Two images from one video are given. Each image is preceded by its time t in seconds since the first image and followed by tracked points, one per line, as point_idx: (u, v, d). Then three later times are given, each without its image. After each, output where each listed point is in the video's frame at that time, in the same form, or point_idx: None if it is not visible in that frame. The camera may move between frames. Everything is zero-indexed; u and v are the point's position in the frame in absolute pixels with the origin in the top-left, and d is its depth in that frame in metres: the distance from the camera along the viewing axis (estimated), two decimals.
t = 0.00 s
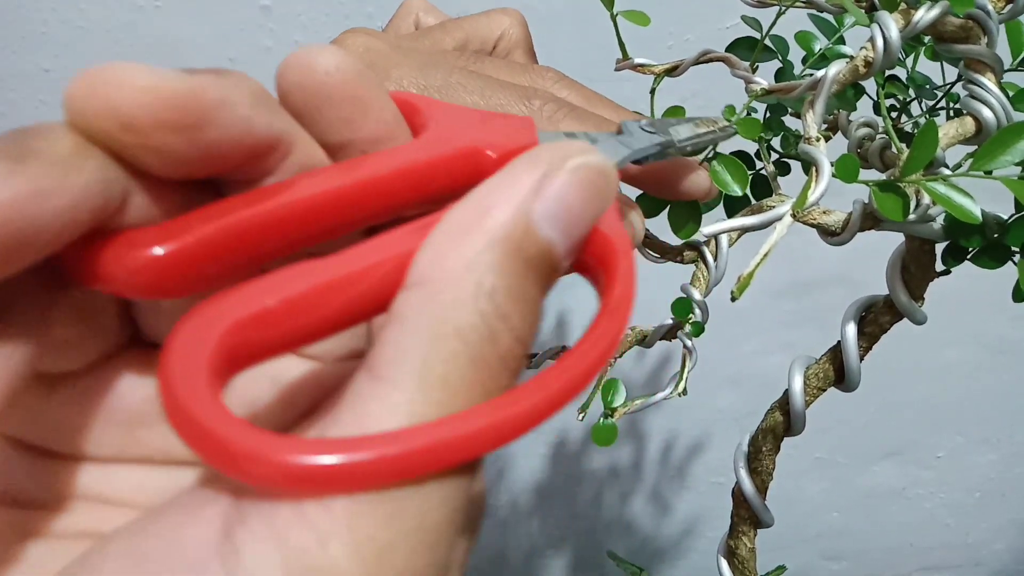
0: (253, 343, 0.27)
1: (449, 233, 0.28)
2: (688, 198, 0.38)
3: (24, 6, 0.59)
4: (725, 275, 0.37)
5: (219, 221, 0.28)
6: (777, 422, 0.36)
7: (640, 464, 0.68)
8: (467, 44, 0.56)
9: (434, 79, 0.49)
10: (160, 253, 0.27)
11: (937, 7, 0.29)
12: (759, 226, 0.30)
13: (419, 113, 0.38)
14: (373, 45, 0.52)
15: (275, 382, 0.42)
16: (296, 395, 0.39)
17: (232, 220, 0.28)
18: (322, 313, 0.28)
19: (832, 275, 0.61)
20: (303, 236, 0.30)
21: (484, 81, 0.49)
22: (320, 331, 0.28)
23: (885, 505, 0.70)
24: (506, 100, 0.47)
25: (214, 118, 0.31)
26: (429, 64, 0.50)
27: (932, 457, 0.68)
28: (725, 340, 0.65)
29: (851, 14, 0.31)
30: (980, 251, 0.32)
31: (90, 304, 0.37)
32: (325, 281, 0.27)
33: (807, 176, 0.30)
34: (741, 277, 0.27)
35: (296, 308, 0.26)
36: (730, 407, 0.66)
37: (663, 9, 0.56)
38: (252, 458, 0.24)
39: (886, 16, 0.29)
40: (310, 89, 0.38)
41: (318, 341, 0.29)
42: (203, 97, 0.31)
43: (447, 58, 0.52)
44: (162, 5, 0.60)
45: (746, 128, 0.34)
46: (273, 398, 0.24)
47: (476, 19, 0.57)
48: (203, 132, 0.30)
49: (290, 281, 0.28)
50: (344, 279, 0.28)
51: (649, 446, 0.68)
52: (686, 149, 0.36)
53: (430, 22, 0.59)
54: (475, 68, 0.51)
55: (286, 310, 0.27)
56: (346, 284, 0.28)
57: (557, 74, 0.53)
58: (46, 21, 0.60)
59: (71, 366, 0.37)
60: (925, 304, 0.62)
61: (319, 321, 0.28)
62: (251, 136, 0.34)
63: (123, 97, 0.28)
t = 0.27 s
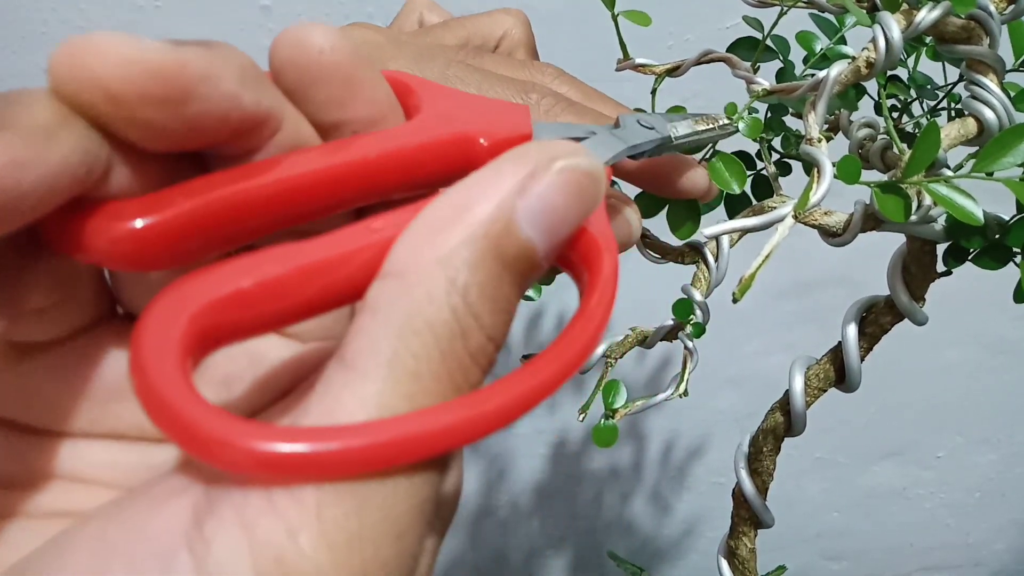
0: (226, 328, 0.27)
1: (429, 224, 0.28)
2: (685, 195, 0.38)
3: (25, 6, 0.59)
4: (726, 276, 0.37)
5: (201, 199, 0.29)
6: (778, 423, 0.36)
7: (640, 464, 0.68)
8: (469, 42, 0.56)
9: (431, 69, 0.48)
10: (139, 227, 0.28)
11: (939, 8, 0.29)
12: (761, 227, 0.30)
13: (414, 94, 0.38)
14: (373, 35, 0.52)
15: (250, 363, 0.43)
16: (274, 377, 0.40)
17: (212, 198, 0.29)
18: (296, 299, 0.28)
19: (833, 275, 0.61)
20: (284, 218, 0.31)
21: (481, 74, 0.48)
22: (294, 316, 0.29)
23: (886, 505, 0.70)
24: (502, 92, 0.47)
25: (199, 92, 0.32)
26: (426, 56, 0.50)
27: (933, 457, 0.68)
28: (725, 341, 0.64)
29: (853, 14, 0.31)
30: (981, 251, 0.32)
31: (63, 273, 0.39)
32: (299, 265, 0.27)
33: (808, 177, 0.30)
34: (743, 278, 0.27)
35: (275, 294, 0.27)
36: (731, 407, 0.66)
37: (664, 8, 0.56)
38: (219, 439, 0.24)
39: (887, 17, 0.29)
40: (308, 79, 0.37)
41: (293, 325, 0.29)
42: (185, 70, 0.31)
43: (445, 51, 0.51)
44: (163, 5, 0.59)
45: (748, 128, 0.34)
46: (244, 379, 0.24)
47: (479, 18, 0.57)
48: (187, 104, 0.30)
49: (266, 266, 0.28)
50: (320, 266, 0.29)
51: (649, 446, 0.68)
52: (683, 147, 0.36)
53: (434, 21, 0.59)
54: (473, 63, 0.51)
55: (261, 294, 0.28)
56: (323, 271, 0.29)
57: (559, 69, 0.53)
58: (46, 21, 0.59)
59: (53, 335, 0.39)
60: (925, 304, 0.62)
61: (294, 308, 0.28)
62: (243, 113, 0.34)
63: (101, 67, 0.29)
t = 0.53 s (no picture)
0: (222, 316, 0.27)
1: (429, 213, 0.28)
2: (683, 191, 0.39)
3: (25, 6, 0.58)
4: (726, 275, 0.37)
5: (197, 185, 0.29)
6: (778, 422, 0.36)
7: (640, 464, 0.69)
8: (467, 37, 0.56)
9: (428, 61, 0.48)
10: (137, 212, 0.28)
11: (940, 7, 0.29)
12: (761, 226, 0.30)
13: (414, 85, 0.38)
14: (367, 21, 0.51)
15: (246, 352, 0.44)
16: (269, 368, 0.40)
17: (208, 184, 0.29)
18: (293, 288, 0.28)
19: (833, 275, 0.61)
20: (281, 206, 0.31)
21: (479, 63, 0.48)
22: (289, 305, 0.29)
23: (885, 505, 0.70)
24: (501, 82, 0.47)
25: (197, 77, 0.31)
26: (423, 44, 0.50)
27: (932, 457, 0.68)
28: (725, 340, 0.64)
29: (854, 13, 0.31)
30: (981, 251, 0.32)
31: (63, 258, 0.39)
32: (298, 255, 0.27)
33: (809, 176, 0.30)
34: (744, 276, 0.27)
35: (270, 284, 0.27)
36: (731, 407, 0.66)
37: (664, 8, 0.56)
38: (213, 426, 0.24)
39: (888, 16, 0.29)
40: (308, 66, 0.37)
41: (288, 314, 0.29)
42: (184, 57, 0.31)
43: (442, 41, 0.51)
44: (163, 4, 0.59)
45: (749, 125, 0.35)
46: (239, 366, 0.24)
47: (479, 15, 0.57)
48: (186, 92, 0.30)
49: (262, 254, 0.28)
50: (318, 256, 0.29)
51: (649, 446, 0.68)
52: (682, 142, 0.37)
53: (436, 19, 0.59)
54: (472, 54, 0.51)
55: (258, 282, 0.28)
56: (320, 260, 0.29)
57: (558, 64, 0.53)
58: (47, 21, 0.59)
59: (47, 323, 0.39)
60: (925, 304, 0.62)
61: (289, 297, 0.28)
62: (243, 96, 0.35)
63: (99, 53, 0.28)
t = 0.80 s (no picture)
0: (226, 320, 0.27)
1: (436, 219, 0.29)
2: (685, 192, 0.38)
3: (25, 6, 0.58)
4: (726, 276, 0.37)
5: (201, 187, 0.29)
6: (778, 422, 0.36)
7: (640, 464, 0.68)
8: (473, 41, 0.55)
9: (429, 53, 0.48)
10: (138, 215, 0.28)
11: (940, 8, 0.29)
12: (761, 227, 0.30)
13: (416, 86, 0.38)
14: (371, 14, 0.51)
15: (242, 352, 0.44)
16: (274, 374, 0.40)
17: (212, 186, 0.29)
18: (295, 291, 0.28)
19: (833, 275, 0.61)
20: (286, 208, 0.31)
21: (481, 57, 0.48)
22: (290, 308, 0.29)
23: (885, 505, 0.70)
24: (502, 76, 0.47)
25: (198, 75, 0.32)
26: (426, 36, 0.50)
27: (932, 457, 0.68)
28: (726, 341, 0.64)
29: (854, 14, 0.31)
30: (981, 251, 0.32)
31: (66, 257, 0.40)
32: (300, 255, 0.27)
33: (809, 177, 0.29)
34: (743, 278, 0.27)
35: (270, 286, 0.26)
36: (730, 407, 0.66)
37: (665, 8, 0.56)
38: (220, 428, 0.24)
39: (888, 16, 0.29)
40: (313, 63, 0.38)
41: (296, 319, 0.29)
42: (186, 56, 0.31)
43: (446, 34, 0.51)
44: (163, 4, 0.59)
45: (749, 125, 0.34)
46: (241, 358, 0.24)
47: (487, 20, 0.56)
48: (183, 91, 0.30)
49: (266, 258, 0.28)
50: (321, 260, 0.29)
51: (649, 446, 0.68)
52: (684, 146, 0.36)
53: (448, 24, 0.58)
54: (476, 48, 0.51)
55: (267, 287, 0.28)
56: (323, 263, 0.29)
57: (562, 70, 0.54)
58: (47, 21, 0.59)
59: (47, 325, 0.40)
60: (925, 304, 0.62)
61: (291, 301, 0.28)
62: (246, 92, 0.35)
63: (100, 52, 0.29)
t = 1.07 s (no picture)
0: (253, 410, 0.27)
1: (479, 314, 0.28)
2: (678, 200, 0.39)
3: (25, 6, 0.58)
4: (724, 275, 0.37)
5: (182, 230, 0.29)
6: (777, 422, 0.36)
7: (639, 464, 0.68)
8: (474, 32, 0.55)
9: (432, 27, 0.50)
10: (113, 261, 0.28)
11: (937, 8, 0.29)
12: (759, 226, 0.30)
13: (407, 105, 0.40)
14: None
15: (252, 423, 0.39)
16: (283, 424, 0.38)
17: (196, 225, 0.29)
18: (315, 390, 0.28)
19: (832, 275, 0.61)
20: (275, 241, 0.32)
21: (479, 32, 0.50)
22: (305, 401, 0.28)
23: (885, 505, 0.70)
24: (500, 49, 0.48)
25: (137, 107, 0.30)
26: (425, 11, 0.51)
27: (932, 457, 0.68)
28: (725, 340, 0.64)
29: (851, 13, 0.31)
30: (979, 251, 0.32)
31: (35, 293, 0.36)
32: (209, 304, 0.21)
33: (806, 176, 0.29)
34: (739, 277, 0.27)
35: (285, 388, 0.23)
36: (729, 407, 0.66)
37: (664, 8, 0.56)
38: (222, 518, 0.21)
39: (886, 16, 0.29)
40: (296, 77, 0.39)
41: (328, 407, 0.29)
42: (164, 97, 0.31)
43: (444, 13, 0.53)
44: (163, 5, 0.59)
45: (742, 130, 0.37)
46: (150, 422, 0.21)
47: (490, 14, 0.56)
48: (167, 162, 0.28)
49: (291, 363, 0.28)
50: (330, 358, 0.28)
51: (649, 446, 0.68)
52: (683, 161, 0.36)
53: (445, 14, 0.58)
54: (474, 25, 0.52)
55: (291, 388, 0.28)
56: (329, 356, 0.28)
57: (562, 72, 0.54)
58: (46, 20, 0.59)
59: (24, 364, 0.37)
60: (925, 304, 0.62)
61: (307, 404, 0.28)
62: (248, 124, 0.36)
63: (71, 96, 0.29)
